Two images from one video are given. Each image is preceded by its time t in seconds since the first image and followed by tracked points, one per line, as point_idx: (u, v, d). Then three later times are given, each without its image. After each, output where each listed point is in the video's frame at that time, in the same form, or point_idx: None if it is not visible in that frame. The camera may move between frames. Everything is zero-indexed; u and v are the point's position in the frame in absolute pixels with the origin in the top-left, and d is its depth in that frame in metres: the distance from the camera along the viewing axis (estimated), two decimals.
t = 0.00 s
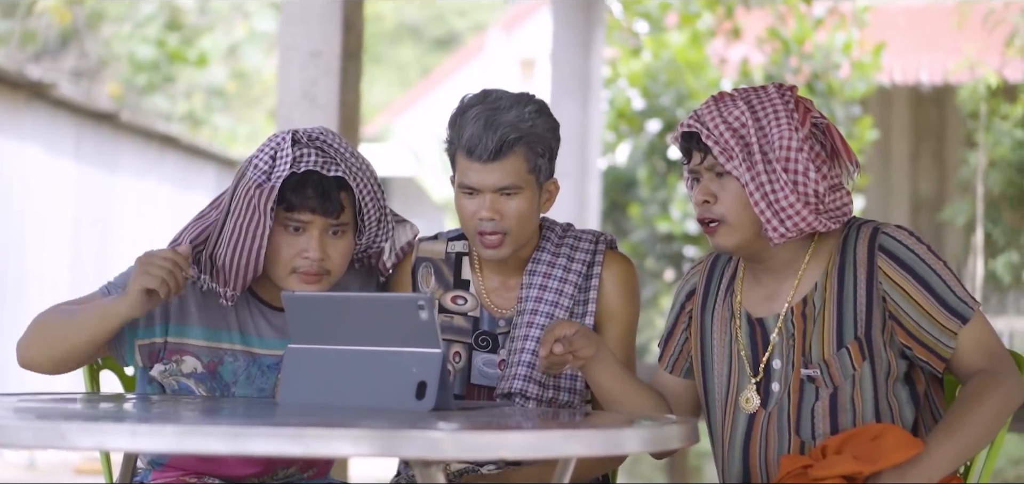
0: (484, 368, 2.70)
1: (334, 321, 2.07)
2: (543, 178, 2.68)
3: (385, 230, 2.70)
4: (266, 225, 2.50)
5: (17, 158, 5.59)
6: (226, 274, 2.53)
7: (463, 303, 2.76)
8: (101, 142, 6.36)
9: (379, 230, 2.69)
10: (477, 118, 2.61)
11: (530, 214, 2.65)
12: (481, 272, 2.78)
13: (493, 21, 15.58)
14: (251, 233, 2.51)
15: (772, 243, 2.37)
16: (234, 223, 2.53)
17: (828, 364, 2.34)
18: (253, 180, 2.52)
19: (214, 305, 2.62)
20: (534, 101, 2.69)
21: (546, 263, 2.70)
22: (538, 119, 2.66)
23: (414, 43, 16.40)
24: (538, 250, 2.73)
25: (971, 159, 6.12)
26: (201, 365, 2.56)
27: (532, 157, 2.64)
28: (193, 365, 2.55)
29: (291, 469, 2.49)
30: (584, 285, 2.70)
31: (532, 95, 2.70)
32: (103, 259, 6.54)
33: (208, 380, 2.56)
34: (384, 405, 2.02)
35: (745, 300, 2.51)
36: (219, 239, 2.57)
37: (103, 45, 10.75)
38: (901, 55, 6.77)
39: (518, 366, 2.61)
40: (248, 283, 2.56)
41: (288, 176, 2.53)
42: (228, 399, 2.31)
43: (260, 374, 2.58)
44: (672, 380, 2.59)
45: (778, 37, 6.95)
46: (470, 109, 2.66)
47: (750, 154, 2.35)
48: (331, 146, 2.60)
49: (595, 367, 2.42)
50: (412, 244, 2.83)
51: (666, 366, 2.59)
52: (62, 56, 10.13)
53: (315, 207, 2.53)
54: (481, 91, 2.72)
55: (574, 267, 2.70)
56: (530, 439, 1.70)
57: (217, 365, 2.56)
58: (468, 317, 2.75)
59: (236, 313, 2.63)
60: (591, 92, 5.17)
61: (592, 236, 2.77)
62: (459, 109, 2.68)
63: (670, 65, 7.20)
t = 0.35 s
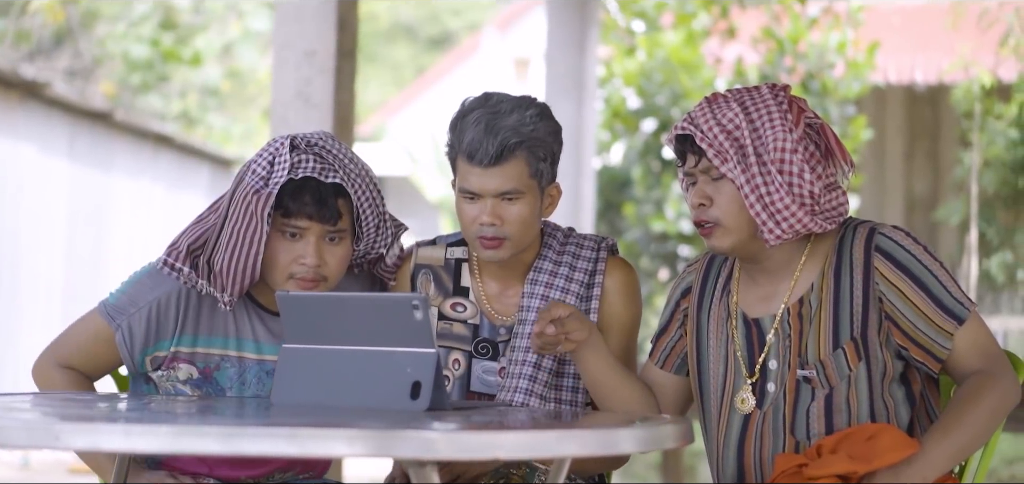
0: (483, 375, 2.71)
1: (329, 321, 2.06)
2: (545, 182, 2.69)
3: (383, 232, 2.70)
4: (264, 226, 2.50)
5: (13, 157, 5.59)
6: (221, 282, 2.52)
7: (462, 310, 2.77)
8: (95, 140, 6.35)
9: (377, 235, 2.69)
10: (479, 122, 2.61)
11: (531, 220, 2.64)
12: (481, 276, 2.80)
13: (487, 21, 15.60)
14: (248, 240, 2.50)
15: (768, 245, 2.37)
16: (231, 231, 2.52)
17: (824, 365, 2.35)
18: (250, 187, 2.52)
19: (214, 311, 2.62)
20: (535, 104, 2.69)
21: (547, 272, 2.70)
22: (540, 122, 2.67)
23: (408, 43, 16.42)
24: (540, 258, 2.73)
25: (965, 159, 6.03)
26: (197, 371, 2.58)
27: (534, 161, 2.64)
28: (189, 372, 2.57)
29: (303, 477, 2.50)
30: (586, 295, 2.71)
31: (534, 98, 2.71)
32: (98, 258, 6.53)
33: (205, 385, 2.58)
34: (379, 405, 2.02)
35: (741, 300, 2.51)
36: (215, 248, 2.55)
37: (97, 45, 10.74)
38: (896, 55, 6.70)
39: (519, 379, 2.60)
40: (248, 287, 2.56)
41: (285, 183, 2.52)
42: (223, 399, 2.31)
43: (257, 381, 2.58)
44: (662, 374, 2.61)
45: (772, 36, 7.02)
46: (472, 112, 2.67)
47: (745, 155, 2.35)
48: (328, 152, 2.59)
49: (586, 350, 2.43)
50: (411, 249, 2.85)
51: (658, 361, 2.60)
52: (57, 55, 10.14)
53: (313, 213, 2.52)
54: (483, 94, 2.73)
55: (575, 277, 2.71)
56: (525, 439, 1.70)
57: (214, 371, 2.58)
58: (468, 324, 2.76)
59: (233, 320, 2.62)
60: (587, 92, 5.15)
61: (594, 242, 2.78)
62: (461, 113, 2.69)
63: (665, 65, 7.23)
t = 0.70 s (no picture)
0: (476, 375, 2.70)
1: (321, 317, 2.06)
2: (544, 185, 2.69)
3: (374, 237, 2.68)
4: (247, 242, 2.49)
5: (6, 155, 5.57)
6: (207, 288, 2.53)
7: (458, 309, 2.77)
8: (89, 139, 6.33)
9: (368, 242, 2.67)
10: (480, 122, 2.61)
11: (528, 224, 2.65)
12: (477, 275, 2.80)
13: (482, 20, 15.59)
14: (233, 248, 2.50)
15: (760, 245, 2.36)
16: (218, 237, 2.51)
17: (818, 364, 2.35)
18: (238, 194, 2.51)
19: (202, 317, 2.61)
20: (538, 105, 2.70)
21: (546, 271, 2.70)
22: (541, 126, 2.67)
23: (403, 42, 16.41)
24: (538, 258, 2.73)
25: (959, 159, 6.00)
26: (184, 374, 2.57)
27: (534, 163, 2.64)
28: (176, 375, 2.57)
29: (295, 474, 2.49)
30: (584, 296, 2.70)
31: (537, 100, 2.71)
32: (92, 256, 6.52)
33: (191, 387, 2.57)
34: (371, 402, 2.01)
35: (734, 300, 2.51)
36: (203, 253, 2.54)
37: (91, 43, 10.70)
38: (890, 54, 6.71)
39: (516, 376, 2.59)
40: (237, 290, 2.56)
41: (272, 190, 2.50)
42: (216, 396, 2.30)
43: (244, 384, 2.58)
44: (656, 378, 2.60)
45: (766, 35, 6.93)
46: (473, 113, 2.67)
47: (735, 157, 2.34)
48: (315, 157, 2.57)
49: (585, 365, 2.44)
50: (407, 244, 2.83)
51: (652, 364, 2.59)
52: (50, 53, 10.12)
53: (298, 222, 2.51)
54: (486, 93, 2.73)
55: (574, 276, 2.71)
56: (517, 436, 1.69)
57: (201, 374, 2.58)
58: (463, 323, 2.75)
59: (222, 324, 2.61)
60: (581, 90, 5.14)
61: (592, 244, 2.78)
62: (462, 112, 2.70)
63: (659, 64, 7.19)
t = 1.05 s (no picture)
0: (466, 367, 2.72)
1: (316, 319, 2.06)
2: (530, 175, 2.71)
3: (370, 238, 2.67)
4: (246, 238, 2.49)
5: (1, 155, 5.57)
6: (205, 291, 2.52)
7: (446, 303, 2.78)
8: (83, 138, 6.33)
9: (364, 243, 2.66)
10: (468, 113, 2.64)
11: (516, 214, 2.67)
12: (464, 269, 2.82)
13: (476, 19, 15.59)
14: (229, 250, 2.50)
15: (750, 248, 2.37)
16: (214, 241, 2.51)
17: (809, 365, 2.36)
18: (234, 196, 2.52)
19: (200, 320, 2.61)
20: (522, 98, 2.72)
21: (530, 264, 2.71)
22: (527, 116, 2.69)
23: (397, 41, 16.42)
24: (523, 250, 2.75)
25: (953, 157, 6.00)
26: (182, 377, 2.58)
27: (520, 154, 2.66)
28: (174, 378, 2.57)
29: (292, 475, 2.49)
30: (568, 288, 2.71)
31: (522, 93, 2.74)
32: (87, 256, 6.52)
33: (188, 391, 2.57)
34: (366, 403, 2.01)
35: (726, 302, 2.51)
36: (198, 256, 2.54)
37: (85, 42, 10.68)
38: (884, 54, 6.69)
39: (501, 367, 2.60)
40: (233, 293, 2.56)
41: (268, 192, 2.51)
42: (212, 398, 2.30)
43: (241, 387, 2.58)
44: (645, 377, 2.60)
45: (762, 34, 6.97)
46: (460, 105, 2.69)
47: (726, 160, 2.35)
48: (310, 159, 2.57)
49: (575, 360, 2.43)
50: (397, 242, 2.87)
51: (643, 363, 2.59)
52: (45, 52, 10.10)
53: (295, 223, 2.51)
54: (470, 88, 2.76)
55: (558, 269, 2.71)
56: (513, 439, 1.70)
57: (198, 378, 2.58)
58: (451, 316, 2.77)
59: (219, 327, 2.62)
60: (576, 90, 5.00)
61: (576, 240, 2.78)
62: (449, 105, 2.72)
63: (655, 64, 7.20)
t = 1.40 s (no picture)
0: (464, 374, 2.72)
1: (314, 325, 2.05)
2: (524, 176, 2.71)
3: (363, 238, 2.67)
4: (239, 240, 2.48)
5: None
6: (198, 291, 2.51)
7: (442, 309, 2.79)
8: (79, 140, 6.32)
9: (356, 243, 2.67)
10: (459, 111, 2.64)
11: (509, 213, 2.67)
12: (459, 274, 2.81)
13: (473, 19, 15.58)
14: (223, 249, 2.49)
15: (748, 256, 2.37)
16: (206, 242, 2.50)
17: (808, 371, 2.36)
18: (225, 195, 2.50)
19: (195, 321, 2.61)
20: (515, 98, 2.72)
21: (526, 265, 2.71)
22: (519, 116, 2.69)
23: (393, 41, 16.42)
24: (519, 251, 2.75)
25: (949, 158, 6.01)
26: (176, 379, 2.57)
27: (513, 154, 2.66)
28: (168, 380, 2.56)
29: None
30: (566, 290, 2.72)
31: (514, 93, 2.73)
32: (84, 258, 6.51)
33: (183, 392, 2.57)
34: (364, 410, 2.02)
35: (724, 309, 2.51)
36: (192, 257, 2.54)
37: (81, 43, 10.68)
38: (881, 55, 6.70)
39: (496, 366, 2.60)
40: (226, 294, 2.55)
41: (260, 191, 2.50)
42: (209, 404, 2.30)
43: (236, 388, 2.57)
44: (644, 384, 2.59)
45: (758, 36, 6.96)
46: (451, 105, 2.69)
47: (722, 169, 2.35)
48: (304, 159, 2.57)
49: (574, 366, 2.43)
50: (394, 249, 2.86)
51: (643, 371, 2.59)
52: (41, 53, 10.08)
53: (287, 222, 2.50)
54: (463, 88, 2.76)
55: (554, 270, 2.71)
56: (512, 446, 1.69)
57: (192, 379, 2.57)
58: (448, 323, 2.77)
59: (213, 328, 2.61)
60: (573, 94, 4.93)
61: (573, 240, 2.79)
62: (439, 106, 2.72)
63: (652, 66, 7.19)
